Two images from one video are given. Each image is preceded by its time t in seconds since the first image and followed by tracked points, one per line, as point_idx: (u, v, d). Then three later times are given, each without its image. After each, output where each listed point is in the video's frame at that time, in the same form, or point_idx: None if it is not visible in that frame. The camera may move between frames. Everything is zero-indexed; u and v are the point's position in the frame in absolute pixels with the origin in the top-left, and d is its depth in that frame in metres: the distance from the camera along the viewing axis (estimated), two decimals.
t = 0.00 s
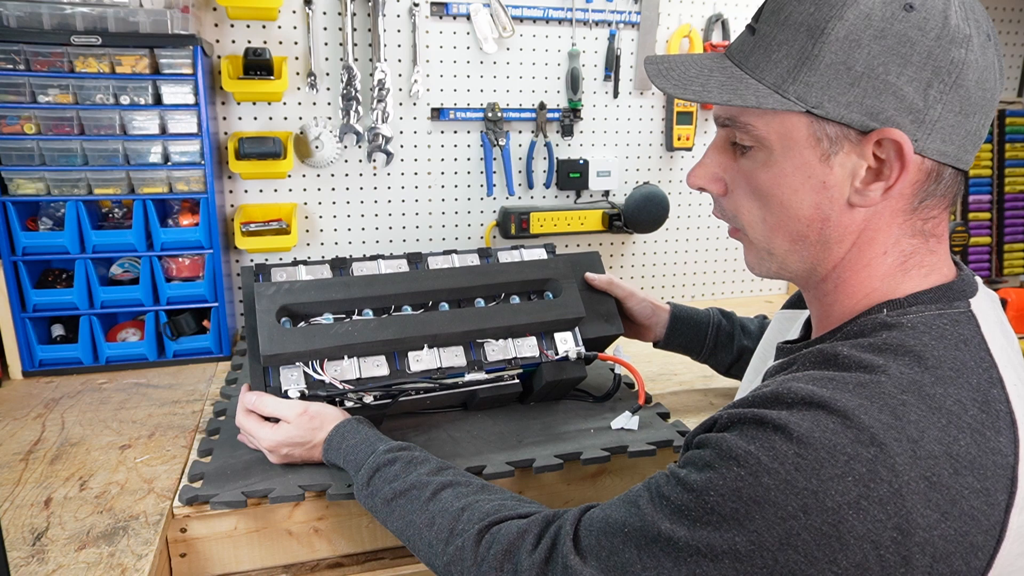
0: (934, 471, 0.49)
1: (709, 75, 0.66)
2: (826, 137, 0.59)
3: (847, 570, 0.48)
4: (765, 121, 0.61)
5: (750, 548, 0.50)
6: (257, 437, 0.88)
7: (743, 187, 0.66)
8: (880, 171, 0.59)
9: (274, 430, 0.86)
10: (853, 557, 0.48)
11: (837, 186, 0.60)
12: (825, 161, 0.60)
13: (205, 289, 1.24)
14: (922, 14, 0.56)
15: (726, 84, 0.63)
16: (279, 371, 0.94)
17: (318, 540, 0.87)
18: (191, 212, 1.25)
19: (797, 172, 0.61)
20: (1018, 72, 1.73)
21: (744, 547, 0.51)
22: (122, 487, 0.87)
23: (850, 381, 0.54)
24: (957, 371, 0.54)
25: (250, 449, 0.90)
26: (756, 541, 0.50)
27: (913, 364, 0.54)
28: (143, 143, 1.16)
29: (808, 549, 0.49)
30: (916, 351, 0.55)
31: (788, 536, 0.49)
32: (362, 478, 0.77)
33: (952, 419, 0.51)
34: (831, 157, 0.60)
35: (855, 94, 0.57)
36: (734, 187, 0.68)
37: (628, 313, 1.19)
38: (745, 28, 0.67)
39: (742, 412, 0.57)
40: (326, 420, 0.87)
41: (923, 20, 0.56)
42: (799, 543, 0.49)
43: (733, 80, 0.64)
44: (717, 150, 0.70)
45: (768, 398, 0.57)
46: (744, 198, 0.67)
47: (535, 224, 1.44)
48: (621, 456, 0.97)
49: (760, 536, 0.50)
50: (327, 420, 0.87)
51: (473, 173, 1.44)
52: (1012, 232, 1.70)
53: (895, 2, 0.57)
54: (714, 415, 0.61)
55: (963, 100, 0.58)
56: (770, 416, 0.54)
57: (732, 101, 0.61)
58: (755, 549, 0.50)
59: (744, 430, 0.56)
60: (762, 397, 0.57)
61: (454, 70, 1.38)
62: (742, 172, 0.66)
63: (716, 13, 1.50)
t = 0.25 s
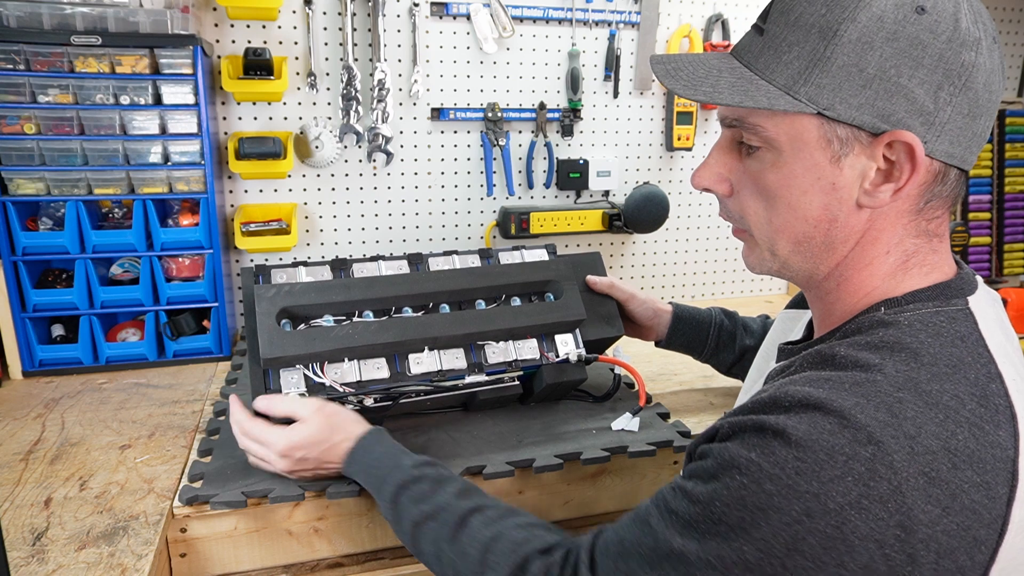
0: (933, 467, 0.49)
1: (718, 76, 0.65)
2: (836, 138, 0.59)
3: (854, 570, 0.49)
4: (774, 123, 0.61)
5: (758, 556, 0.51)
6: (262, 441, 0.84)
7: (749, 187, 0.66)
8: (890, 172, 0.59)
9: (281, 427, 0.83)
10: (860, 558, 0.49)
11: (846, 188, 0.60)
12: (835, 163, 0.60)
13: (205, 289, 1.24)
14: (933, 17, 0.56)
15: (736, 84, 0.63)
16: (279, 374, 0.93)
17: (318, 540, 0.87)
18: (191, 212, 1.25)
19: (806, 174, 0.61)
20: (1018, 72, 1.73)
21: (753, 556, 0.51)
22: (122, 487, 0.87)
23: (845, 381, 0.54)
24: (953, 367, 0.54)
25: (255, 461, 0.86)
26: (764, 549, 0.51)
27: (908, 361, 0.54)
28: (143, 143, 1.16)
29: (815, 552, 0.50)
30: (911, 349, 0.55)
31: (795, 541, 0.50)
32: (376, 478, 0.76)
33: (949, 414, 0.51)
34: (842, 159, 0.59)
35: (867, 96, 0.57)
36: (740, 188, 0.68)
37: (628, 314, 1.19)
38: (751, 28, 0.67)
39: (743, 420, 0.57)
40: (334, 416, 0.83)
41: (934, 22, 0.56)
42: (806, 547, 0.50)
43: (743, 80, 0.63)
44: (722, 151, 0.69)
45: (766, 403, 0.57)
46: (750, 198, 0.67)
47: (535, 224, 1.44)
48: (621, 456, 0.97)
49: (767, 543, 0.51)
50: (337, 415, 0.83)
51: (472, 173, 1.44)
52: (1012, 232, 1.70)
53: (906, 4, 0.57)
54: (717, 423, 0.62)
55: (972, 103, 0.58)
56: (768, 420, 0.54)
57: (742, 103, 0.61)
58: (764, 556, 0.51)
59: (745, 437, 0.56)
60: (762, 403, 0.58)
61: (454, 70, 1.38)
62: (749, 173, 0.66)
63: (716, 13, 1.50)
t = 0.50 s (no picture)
0: (956, 464, 0.49)
1: (723, 81, 0.65)
2: (845, 140, 0.59)
3: (879, 571, 0.48)
4: (780, 127, 0.61)
5: (783, 556, 0.50)
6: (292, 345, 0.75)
7: (755, 190, 0.66)
8: (898, 172, 0.59)
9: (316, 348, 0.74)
10: (885, 557, 0.48)
11: (854, 189, 0.60)
12: (844, 165, 0.60)
13: (205, 289, 1.24)
14: (938, 18, 0.56)
15: (743, 90, 0.62)
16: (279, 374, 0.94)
17: (318, 540, 0.87)
18: (191, 212, 1.25)
19: (815, 176, 0.61)
20: (1018, 73, 1.73)
21: (777, 556, 0.50)
22: (123, 486, 0.87)
23: (864, 378, 0.54)
24: (971, 364, 0.54)
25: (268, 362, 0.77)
26: (789, 549, 0.50)
27: (926, 359, 0.55)
28: (143, 143, 1.16)
29: (841, 552, 0.48)
30: (928, 347, 0.56)
31: (820, 540, 0.49)
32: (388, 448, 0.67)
33: (969, 412, 0.51)
34: (850, 161, 0.59)
35: (874, 98, 0.57)
36: (746, 192, 0.67)
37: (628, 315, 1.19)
38: (751, 32, 0.67)
39: (761, 417, 0.57)
40: (381, 371, 0.72)
41: (939, 23, 0.56)
42: (832, 547, 0.49)
43: (749, 85, 0.63)
44: (726, 155, 0.69)
45: (784, 400, 0.57)
46: (756, 200, 0.66)
47: (535, 224, 1.44)
48: (621, 456, 0.97)
49: (792, 543, 0.50)
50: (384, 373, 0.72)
51: (472, 173, 1.44)
52: (1012, 232, 1.70)
53: (910, 5, 0.57)
54: (732, 421, 0.62)
55: (977, 102, 0.58)
56: (788, 420, 0.54)
57: (750, 106, 0.60)
58: (789, 557, 0.50)
59: (764, 436, 0.56)
60: (780, 400, 0.58)
61: (454, 70, 1.38)
62: (754, 176, 0.66)
63: (716, 13, 1.50)
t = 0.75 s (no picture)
0: (960, 457, 0.50)
1: (729, 79, 0.65)
2: (851, 138, 0.59)
3: (875, 557, 0.48)
4: (789, 125, 0.60)
5: (779, 534, 0.49)
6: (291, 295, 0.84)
7: (761, 188, 0.66)
8: (905, 170, 0.60)
9: (315, 296, 0.82)
10: (882, 544, 0.48)
11: (861, 187, 0.60)
12: (850, 163, 0.60)
13: (205, 289, 1.24)
14: (946, 16, 0.56)
15: (749, 87, 0.62)
16: (278, 374, 0.94)
17: (318, 540, 0.87)
18: (191, 212, 1.25)
19: (821, 175, 0.61)
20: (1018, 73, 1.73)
21: (773, 534, 0.50)
22: (123, 486, 0.87)
23: (873, 369, 0.54)
24: (978, 360, 0.54)
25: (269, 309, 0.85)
26: (786, 528, 0.49)
27: (933, 354, 0.55)
28: (143, 143, 1.16)
29: (839, 535, 0.48)
30: (936, 342, 0.55)
31: (819, 522, 0.49)
32: (371, 391, 0.72)
33: (975, 407, 0.51)
34: (857, 159, 0.59)
35: (882, 96, 0.57)
36: (752, 190, 0.67)
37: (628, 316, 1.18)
38: (760, 29, 0.67)
39: (767, 400, 0.57)
40: (371, 318, 0.80)
41: (948, 21, 0.56)
42: (830, 529, 0.49)
43: (755, 82, 0.63)
44: (733, 152, 0.69)
45: (792, 385, 0.57)
46: (762, 199, 0.66)
47: (535, 224, 1.44)
48: (621, 456, 0.97)
49: (790, 522, 0.49)
50: (374, 320, 0.79)
51: (472, 173, 1.44)
52: (1012, 232, 1.70)
53: (919, 2, 0.57)
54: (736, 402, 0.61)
55: (985, 100, 0.59)
56: (796, 403, 0.54)
57: (757, 105, 0.60)
58: (785, 535, 0.49)
59: (770, 418, 0.55)
60: (788, 385, 0.57)
61: (455, 70, 1.38)
62: (761, 174, 0.66)
63: (716, 13, 1.50)
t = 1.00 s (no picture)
0: (961, 458, 0.49)
1: (729, 79, 0.65)
2: (851, 138, 0.59)
3: (875, 557, 0.48)
4: (789, 125, 0.60)
5: (779, 533, 0.50)
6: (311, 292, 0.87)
7: (761, 187, 0.66)
8: (904, 170, 0.60)
9: (334, 292, 0.85)
10: (883, 544, 0.48)
11: (861, 187, 0.60)
12: (850, 163, 0.60)
13: (205, 290, 1.24)
14: (945, 16, 0.56)
15: (749, 87, 0.62)
16: (278, 374, 0.94)
17: (318, 540, 0.87)
18: (191, 212, 1.25)
19: (821, 174, 0.61)
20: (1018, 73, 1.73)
21: (773, 533, 0.50)
22: (123, 487, 0.87)
23: (874, 370, 0.54)
24: (981, 361, 0.54)
25: (289, 306, 0.88)
26: (786, 527, 0.49)
27: (935, 355, 0.55)
28: (143, 143, 1.16)
29: (839, 534, 0.48)
30: (938, 343, 0.55)
31: (819, 521, 0.49)
32: (384, 385, 0.73)
33: (977, 408, 0.52)
34: (856, 159, 0.59)
35: (880, 96, 0.57)
36: (754, 189, 0.67)
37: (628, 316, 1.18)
38: (761, 29, 0.67)
39: (768, 399, 0.57)
40: (386, 315, 0.81)
41: (947, 21, 0.56)
42: (830, 529, 0.49)
43: (755, 83, 0.63)
44: (734, 152, 0.69)
45: (794, 385, 0.57)
46: (763, 198, 0.66)
47: (535, 224, 1.44)
48: (621, 456, 0.97)
49: (790, 521, 0.49)
50: (389, 316, 0.81)
51: (472, 173, 1.44)
52: (1012, 232, 1.70)
53: (918, 2, 0.57)
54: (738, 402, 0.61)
55: (984, 100, 0.58)
56: (797, 402, 0.54)
57: (757, 105, 0.60)
58: (785, 534, 0.49)
59: (772, 417, 0.55)
60: (789, 385, 0.57)
61: (454, 70, 1.38)
62: (761, 173, 0.66)
63: (716, 13, 1.50)
